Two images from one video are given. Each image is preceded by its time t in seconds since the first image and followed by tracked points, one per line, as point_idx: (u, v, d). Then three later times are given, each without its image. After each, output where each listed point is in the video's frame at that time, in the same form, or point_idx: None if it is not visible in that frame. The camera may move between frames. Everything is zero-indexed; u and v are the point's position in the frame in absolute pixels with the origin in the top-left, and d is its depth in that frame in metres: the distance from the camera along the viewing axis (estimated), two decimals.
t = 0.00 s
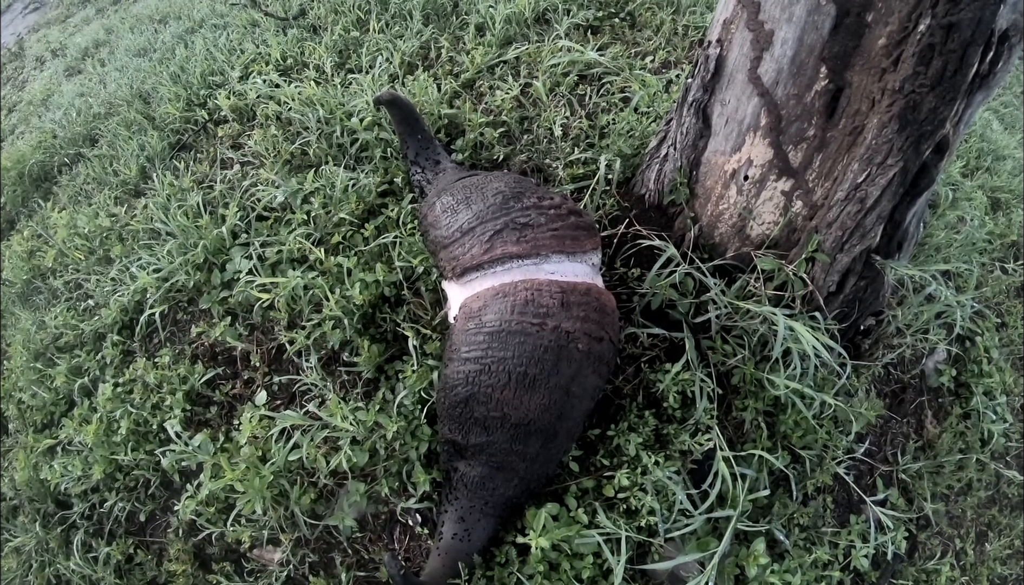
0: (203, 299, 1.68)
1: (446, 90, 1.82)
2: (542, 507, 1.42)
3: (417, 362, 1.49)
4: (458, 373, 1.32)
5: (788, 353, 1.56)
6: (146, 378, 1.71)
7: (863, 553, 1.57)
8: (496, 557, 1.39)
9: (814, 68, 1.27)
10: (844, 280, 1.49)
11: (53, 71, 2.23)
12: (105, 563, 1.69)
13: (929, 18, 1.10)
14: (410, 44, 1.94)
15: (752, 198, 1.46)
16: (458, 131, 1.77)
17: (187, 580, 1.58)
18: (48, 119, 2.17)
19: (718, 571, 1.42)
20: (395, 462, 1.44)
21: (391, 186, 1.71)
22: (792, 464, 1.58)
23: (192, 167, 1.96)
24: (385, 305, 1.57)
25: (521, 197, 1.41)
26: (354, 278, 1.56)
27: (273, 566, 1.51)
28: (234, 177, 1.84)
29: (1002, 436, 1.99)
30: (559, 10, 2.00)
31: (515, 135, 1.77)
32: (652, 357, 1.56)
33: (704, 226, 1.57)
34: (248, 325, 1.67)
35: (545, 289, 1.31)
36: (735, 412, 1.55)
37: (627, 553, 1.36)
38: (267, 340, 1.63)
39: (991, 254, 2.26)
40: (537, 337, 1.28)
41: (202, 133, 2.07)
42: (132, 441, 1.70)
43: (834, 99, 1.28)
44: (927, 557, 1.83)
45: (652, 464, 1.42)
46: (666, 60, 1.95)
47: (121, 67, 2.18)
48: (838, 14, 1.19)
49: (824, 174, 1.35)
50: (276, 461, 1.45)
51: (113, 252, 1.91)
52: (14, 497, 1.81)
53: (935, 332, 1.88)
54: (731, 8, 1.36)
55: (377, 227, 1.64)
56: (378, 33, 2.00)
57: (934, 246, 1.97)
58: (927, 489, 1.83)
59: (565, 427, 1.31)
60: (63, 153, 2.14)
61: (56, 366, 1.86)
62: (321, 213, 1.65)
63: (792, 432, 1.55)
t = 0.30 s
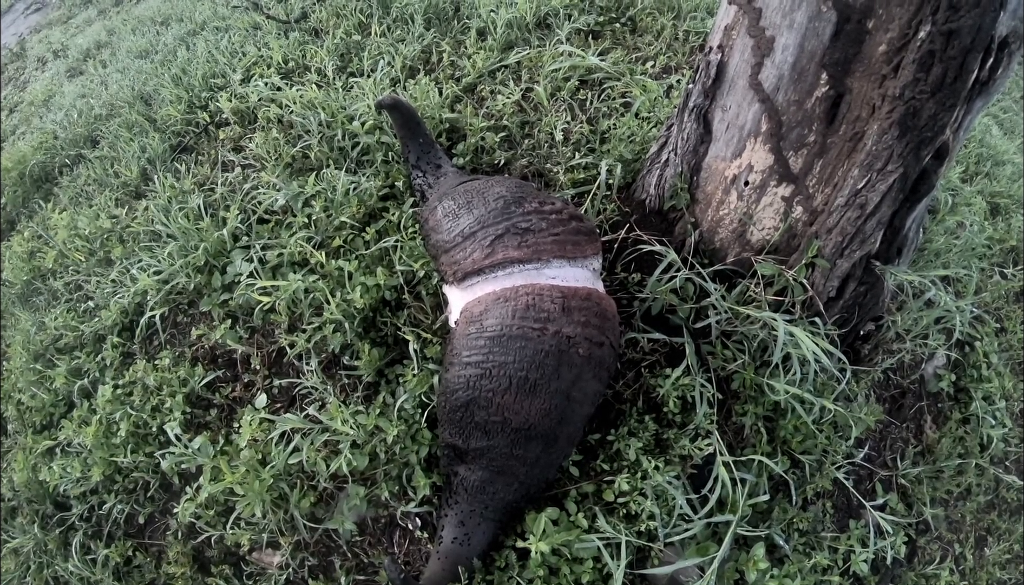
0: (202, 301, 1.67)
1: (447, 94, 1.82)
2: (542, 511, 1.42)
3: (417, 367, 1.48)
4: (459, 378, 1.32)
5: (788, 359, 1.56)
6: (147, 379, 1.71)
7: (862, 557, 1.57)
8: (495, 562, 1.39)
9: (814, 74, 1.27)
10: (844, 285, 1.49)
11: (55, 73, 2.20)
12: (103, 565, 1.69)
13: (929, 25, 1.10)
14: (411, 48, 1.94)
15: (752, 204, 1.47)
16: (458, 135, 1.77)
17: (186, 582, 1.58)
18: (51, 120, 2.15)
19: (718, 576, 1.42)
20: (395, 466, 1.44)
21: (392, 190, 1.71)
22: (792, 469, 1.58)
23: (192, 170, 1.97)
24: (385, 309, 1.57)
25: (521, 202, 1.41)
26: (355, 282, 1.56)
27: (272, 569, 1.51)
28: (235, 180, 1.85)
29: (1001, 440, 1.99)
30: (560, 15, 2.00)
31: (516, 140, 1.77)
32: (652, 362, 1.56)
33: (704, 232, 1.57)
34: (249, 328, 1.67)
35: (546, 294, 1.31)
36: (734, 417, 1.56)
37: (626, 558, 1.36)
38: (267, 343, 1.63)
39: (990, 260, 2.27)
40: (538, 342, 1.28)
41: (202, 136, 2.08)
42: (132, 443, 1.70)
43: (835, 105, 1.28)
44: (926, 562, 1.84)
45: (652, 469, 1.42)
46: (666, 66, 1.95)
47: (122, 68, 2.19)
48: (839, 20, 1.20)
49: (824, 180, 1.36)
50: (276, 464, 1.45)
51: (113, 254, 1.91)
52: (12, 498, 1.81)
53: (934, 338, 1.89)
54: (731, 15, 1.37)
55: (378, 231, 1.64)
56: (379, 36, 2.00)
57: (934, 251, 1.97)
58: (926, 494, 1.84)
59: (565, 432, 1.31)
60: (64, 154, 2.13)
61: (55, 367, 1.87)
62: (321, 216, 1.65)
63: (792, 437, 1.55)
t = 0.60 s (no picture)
0: (207, 309, 1.68)
1: (451, 103, 1.83)
2: (544, 519, 1.42)
3: (421, 375, 1.49)
4: (463, 386, 1.33)
5: (789, 367, 1.56)
6: (151, 386, 1.72)
7: (864, 564, 1.58)
8: (498, 569, 1.39)
9: (815, 85, 1.28)
10: (846, 293, 1.50)
11: (58, 78, 2.27)
12: (106, 570, 1.70)
13: (929, 34, 1.12)
14: (415, 57, 1.95)
15: (753, 213, 1.47)
16: (462, 144, 1.78)
17: None
18: (54, 126, 2.19)
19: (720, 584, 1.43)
20: (398, 474, 1.45)
21: (396, 198, 1.72)
22: (794, 477, 1.58)
23: (197, 176, 1.97)
24: (389, 316, 1.58)
25: (525, 212, 1.43)
26: (359, 290, 1.57)
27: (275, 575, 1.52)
28: (240, 187, 1.85)
29: (1002, 447, 1.99)
30: (562, 24, 2.02)
31: (519, 149, 1.78)
32: (654, 370, 1.57)
33: (706, 241, 1.58)
34: (253, 335, 1.67)
35: (550, 303, 1.32)
36: (736, 425, 1.56)
37: (629, 565, 1.37)
38: (270, 350, 1.64)
39: (991, 267, 2.27)
40: (542, 351, 1.29)
41: (207, 143, 2.08)
42: (135, 448, 1.70)
43: (835, 115, 1.29)
44: (928, 569, 1.84)
45: (655, 477, 1.42)
46: (668, 74, 1.96)
47: (127, 75, 2.22)
48: (839, 31, 1.21)
49: (824, 189, 1.37)
50: (280, 471, 1.45)
51: (117, 260, 1.92)
52: (14, 502, 1.82)
53: (935, 345, 1.89)
54: (732, 25, 1.38)
55: (382, 239, 1.65)
56: (383, 45, 2.01)
57: (935, 259, 1.98)
58: (928, 501, 1.84)
59: (569, 440, 1.31)
60: (68, 160, 2.15)
61: (59, 371, 1.87)
62: (326, 224, 1.66)
63: (794, 445, 1.55)
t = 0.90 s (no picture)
0: (216, 321, 1.68)
1: (459, 120, 1.85)
2: (552, 533, 1.43)
3: (430, 390, 1.51)
4: (473, 403, 1.34)
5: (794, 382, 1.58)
6: (160, 398, 1.74)
7: (870, 579, 1.58)
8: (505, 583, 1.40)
9: (820, 105, 1.30)
10: (850, 310, 1.51)
11: (70, 88, 1.93)
12: (113, 580, 1.71)
13: (932, 55, 1.14)
14: (423, 74, 1.98)
15: (759, 231, 1.49)
16: (471, 160, 1.80)
17: None
18: (68, 137, 1.94)
19: None
20: (407, 488, 1.46)
21: (405, 215, 1.74)
22: (798, 492, 1.59)
23: (207, 189, 2.00)
24: (399, 332, 1.60)
25: (534, 230, 1.44)
26: (368, 306, 1.59)
27: None
28: (250, 202, 1.88)
29: (1007, 460, 2.00)
30: (569, 41, 2.05)
31: (527, 165, 1.80)
32: (660, 387, 1.57)
33: (712, 258, 1.59)
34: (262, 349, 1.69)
35: (559, 321, 1.34)
36: (742, 440, 1.57)
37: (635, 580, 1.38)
38: (280, 364, 1.66)
39: (996, 280, 2.28)
40: (551, 368, 1.31)
41: (217, 157, 2.12)
42: (144, 459, 1.73)
43: (840, 134, 1.31)
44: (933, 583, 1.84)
45: (661, 492, 1.44)
46: (673, 91, 1.99)
47: (137, 85, 2.07)
48: (844, 52, 1.23)
49: (829, 207, 1.38)
50: (289, 484, 1.47)
51: (127, 271, 1.92)
52: (20, 509, 1.77)
53: (939, 360, 1.91)
54: (739, 46, 1.40)
55: (391, 255, 1.67)
56: (392, 60, 2.04)
57: (938, 274, 1.99)
58: (932, 515, 1.85)
59: (577, 456, 1.34)
60: (78, 169, 1.99)
61: (67, 381, 1.84)
62: (336, 240, 1.68)
63: (799, 460, 1.57)
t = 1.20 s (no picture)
0: (233, 340, 1.71)
1: (473, 145, 1.90)
2: (561, 555, 1.46)
3: (444, 414, 1.54)
4: (488, 429, 1.38)
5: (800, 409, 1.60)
6: (176, 414, 1.77)
7: None
8: None
9: (828, 138, 1.33)
10: (856, 337, 1.54)
11: (87, 100, 1.79)
12: None
13: (937, 91, 1.18)
14: (438, 98, 2.07)
15: (768, 260, 1.52)
16: (484, 186, 1.84)
17: None
18: (84, 150, 1.78)
19: None
20: (420, 508, 1.49)
21: (420, 239, 1.78)
22: (804, 515, 1.61)
23: (223, 209, 2.01)
24: (413, 355, 1.63)
25: (548, 259, 1.47)
26: (383, 329, 1.63)
27: None
28: (266, 222, 1.97)
29: (1012, 482, 2.02)
30: (581, 66, 2.12)
31: (539, 191, 1.83)
32: (670, 412, 1.60)
33: (721, 286, 1.62)
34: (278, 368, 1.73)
35: (572, 350, 1.38)
36: (749, 465, 1.59)
37: None
38: (295, 384, 1.69)
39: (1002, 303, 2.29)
40: (564, 396, 1.36)
41: (234, 175, 2.06)
42: (158, 474, 1.75)
43: (847, 167, 1.34)
44: None
45: (670, 515, 1.47)
46: (684, 117, 2.07)
47: (155, 101, 1.89)
48: (852, 88, 1.26)
49: (836, 238, 1.41)
50: (304, 503, 1.50)
51: (143, 287, 1.88)
52: (31, 519, 1.77)
53: (944, 384, 1.93)
54: (749, 79, 1.43)
55: (406, 279, 1.71)
56: (407, 84, 2.11)
57: (943, 298, 2.02)
58: (937, 537, 1.88)
59: (588, 481, 1.38)
60: (94, 183, 1.81)
61: (82, 394, 1.82)
62: (352, 263, 1.72)
63: (805, 485, 1.59)
